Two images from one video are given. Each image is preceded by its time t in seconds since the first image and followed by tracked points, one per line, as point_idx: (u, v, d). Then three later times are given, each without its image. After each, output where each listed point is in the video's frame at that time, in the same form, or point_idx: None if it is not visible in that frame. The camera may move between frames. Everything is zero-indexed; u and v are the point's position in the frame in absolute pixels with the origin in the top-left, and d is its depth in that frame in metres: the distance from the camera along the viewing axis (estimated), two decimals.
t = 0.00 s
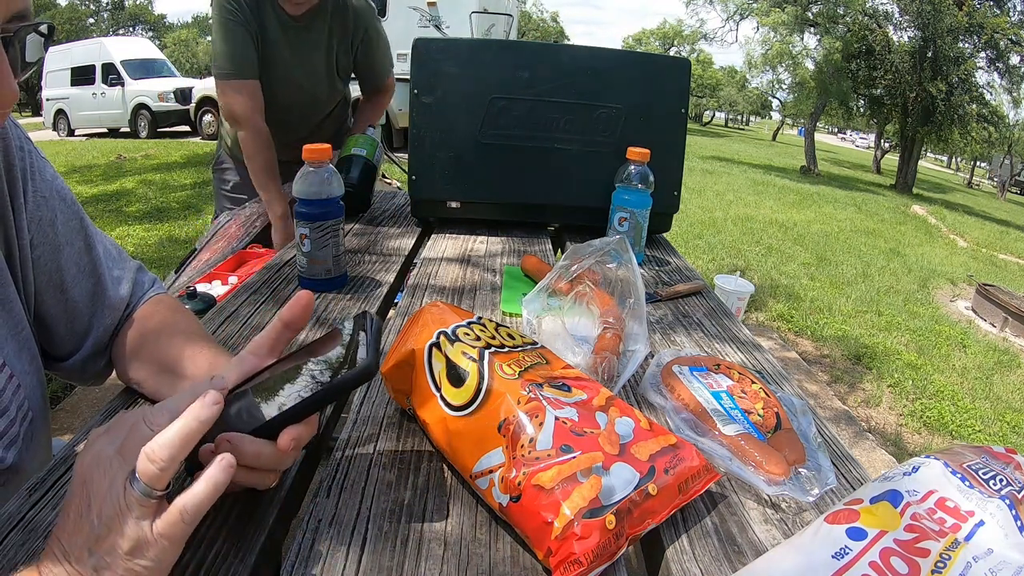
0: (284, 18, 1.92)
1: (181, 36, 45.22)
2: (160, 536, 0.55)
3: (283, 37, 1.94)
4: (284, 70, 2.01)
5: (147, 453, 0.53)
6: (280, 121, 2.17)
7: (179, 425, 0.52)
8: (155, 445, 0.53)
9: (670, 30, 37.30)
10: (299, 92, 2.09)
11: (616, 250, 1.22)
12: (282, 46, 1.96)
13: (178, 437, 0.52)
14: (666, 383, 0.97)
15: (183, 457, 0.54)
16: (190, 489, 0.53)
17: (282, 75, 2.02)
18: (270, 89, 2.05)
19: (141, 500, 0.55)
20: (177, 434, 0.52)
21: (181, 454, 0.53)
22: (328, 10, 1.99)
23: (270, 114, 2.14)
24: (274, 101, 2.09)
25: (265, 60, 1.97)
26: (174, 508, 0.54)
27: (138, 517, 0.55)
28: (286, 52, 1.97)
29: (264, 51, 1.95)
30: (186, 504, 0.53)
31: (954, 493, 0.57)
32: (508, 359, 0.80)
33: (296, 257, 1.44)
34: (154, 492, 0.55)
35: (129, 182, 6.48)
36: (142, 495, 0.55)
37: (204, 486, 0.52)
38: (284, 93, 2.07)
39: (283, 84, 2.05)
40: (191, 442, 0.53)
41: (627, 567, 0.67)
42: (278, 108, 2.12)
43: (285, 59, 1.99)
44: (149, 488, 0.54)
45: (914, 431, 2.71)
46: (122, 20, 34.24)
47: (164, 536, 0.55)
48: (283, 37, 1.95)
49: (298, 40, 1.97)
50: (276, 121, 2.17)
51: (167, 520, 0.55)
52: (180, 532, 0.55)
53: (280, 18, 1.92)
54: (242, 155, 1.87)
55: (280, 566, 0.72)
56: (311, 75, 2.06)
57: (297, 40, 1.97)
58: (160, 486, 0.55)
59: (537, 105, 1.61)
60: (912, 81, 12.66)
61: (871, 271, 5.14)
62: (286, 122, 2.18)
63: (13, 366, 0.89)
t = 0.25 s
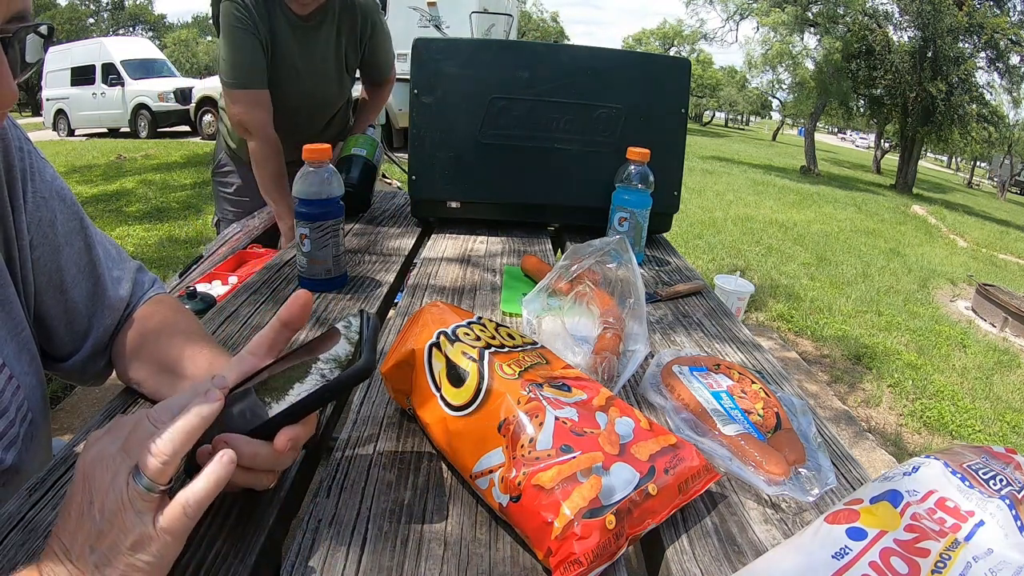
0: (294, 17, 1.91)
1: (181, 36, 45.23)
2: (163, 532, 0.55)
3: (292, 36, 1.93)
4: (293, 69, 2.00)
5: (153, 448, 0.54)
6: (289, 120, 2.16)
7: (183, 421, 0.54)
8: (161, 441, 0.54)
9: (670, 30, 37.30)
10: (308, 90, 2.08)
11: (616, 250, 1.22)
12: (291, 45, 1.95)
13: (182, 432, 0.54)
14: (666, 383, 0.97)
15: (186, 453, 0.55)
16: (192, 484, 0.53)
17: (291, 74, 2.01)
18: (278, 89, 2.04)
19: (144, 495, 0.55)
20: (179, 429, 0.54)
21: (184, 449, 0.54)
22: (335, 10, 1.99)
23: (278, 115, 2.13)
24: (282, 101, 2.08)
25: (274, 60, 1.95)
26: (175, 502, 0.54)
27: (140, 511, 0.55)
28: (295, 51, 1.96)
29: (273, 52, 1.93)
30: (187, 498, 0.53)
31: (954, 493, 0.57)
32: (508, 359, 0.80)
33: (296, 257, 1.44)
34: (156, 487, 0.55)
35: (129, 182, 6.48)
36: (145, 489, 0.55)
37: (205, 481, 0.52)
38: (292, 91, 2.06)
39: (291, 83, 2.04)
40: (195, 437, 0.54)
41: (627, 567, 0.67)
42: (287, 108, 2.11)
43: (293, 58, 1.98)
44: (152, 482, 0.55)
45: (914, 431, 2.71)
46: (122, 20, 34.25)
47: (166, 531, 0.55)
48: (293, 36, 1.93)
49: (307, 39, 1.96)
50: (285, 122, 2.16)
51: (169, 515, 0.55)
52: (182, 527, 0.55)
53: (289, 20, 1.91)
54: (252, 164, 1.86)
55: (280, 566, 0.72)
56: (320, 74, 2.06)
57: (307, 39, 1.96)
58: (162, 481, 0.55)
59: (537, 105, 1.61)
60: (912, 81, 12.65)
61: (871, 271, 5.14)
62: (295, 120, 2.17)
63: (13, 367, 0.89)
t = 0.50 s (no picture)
0: (293, 10, 1.91)
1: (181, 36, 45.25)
2: (161, 531, 0.55)
3: (292, 29, 1.93)
4: (293, 62, 2.00)
5: (149, 447, 0.54)
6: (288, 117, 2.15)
7: (182, 420, 0.54)
8: (157, 440, 0.54)
9: (670, 30, 37.30)
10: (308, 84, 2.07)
11: (616, 250, 1.22)
12: (291, 39, 1.94)
13: (181, 432, 0.54)
14: (666, 383, 0.97)
15: (184, 452, 0.55)
16: (191, 482, 0.53)
17: (291, 67, 2.00)
18: (277, 84, 2.03)
19: (143, 495, 0.55)
20: (178, 428, 0.54)
21: (182, 448, 0.54)
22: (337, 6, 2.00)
23: (278, 111, 2.11)
24: (282, 96, 2.07)
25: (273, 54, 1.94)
26: (174, 501, 0.54)
27: (139, 511, 0.55)
28: (295, 44, 1.96)
29: (273, 45, 1.93)
30: (187, 497, 0.53)
31: (954, 493, 0.57)
32: (507, 359, 0.80)
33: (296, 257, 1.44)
34: (155, 486, 0.55)
35: (129, 182, 6.48)
36: (144, 488, 0.55)
37: (204, 480, 0.52)
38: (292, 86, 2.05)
39: (292, 77, 2.03)
40: (193, 436, 0.54)
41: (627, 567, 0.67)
42: (287, 103, 2.10)
43: (293, 52, 1.97)
44: (151, 482, 0.55)
45: (913, 431, 2.71)
46: (122, 19, 34.24)
47: (165, 530, 0.55)
48: (292, 29, 1.93)
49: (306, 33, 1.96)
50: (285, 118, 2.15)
51: (168, 514, 0.55)
52: (180, 526, 0.55)
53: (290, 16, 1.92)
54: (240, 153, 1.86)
55: (280, 566, 0.72)
56: (320, 68, 2.05)
57: (307, 33, 1.96)
58: (162, 480, 0.55)
59: (537, 105, 1.61)
60: (912, 81, 12.65)
61: (871, 271, 5.14)
62: (295, 117, 2.16)
63: (13, 367, 0.89)
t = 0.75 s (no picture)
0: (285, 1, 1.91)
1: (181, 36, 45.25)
2: (162, 539, 0.55)
3: (283, 22, 1.93)
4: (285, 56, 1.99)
5: (149, 455, 0.53)
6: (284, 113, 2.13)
7: (183, 429, 0.52)
8: (157, 448, 0.53)
9: (670, 30, 37.30)
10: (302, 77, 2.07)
11: (616, 250, 1.22)
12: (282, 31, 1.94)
13: (182, 441, 0.52)
14: (666, 383, 0.97)
15: (186, 461, 0.54)
16: (194, 492, 0.53)
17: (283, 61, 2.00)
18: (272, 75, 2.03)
19: (145, 502, 0.55)
20: (180, 437, 0.52)
21: (183, 457, 0.53)
22: None
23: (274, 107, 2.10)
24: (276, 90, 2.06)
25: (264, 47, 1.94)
26: (176, 509, 0.54)
27: (141, 518, 0.55)
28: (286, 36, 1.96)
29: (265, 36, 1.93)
30: (189, 506, 0.53)
31: (954, 493, 0.57)
32: (507, 359, 0.80)
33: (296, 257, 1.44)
34: (156, 495, 0.54)
35: (129, 182, 6.48)
36: (145, 496, 0.55)
37: (206, 490, 0.52)
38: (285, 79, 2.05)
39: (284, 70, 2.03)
40: (195, 445, 0.53)
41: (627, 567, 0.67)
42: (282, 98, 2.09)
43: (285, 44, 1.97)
44: (152, 490, 0.54)
45: (913, 431, 2.72)
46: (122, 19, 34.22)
47: (165, 538, 0.55)
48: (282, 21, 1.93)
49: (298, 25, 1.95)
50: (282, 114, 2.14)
51: (169, 522, 0.55)
52: (181, 535, 0.55)
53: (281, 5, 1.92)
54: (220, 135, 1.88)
55: (280, 567, 0.72)
56: (314, 58, 2.04)
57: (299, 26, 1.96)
58: (163, 489, 0.54)
59: (537, 105, 1.61)
60: (912, 81, 12.64)
61: (870, 271, 5.14)
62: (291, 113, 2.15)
63: (12, 367, 0.89)
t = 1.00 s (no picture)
0: None
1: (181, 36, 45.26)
2: (164, 538, 0.55)
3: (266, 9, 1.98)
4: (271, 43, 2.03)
5: (152, 454, 0.53)
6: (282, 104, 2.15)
7: (185, 427, 0.52)
8: (160, 446, 0.53)
9: (670, 30, 37.29)
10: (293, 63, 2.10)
11: (616, 251, 1.22)
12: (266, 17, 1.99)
13: (185, 439, 0.53)
14: (666, 383, 0.97)
15: (189, 459, 0.54)
16: (196, 491, 0.53)
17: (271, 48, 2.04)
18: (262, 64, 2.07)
19: (148, 500, 0.55)
20: (183, 436, 0.53)
21: (186, 456, 0.53)
22: None
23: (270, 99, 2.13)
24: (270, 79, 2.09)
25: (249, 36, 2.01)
26: (178, 509, 0.54)
27: (143, 516, 0.55)
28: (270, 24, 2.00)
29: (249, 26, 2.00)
30: (191, 505, 0.53)
31: (954, 493, 0.57)
32: (507, 359, 0.80)
33: (296, 257, 1.44)
34: (159, 493, 0.55)
35: (129, 182, 6.48)
36: (148, 495, 0.55)
37: (208, 489, 0.52)
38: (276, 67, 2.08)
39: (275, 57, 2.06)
40: (198, 443, 0.53)
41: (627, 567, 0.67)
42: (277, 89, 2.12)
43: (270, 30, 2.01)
44: (155, 488, 0.54)
45: (913, 431, 2.72)
46: (122, 19, 34.23)
47: (168, 536, 0.55)
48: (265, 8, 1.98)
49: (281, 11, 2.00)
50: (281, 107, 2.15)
51: (171, 521, 0.55)
52: (183, 534, 0.55)
53: None
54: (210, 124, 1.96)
55: (281, 567, 0.72)
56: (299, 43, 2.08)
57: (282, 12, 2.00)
58: (165, 487, 0.54)
59: (537, 105, 1.61)
60: (912, 81, 12.64)
61: (870, 271, 5.14)
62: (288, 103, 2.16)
63: (11, 368, 0.89)
